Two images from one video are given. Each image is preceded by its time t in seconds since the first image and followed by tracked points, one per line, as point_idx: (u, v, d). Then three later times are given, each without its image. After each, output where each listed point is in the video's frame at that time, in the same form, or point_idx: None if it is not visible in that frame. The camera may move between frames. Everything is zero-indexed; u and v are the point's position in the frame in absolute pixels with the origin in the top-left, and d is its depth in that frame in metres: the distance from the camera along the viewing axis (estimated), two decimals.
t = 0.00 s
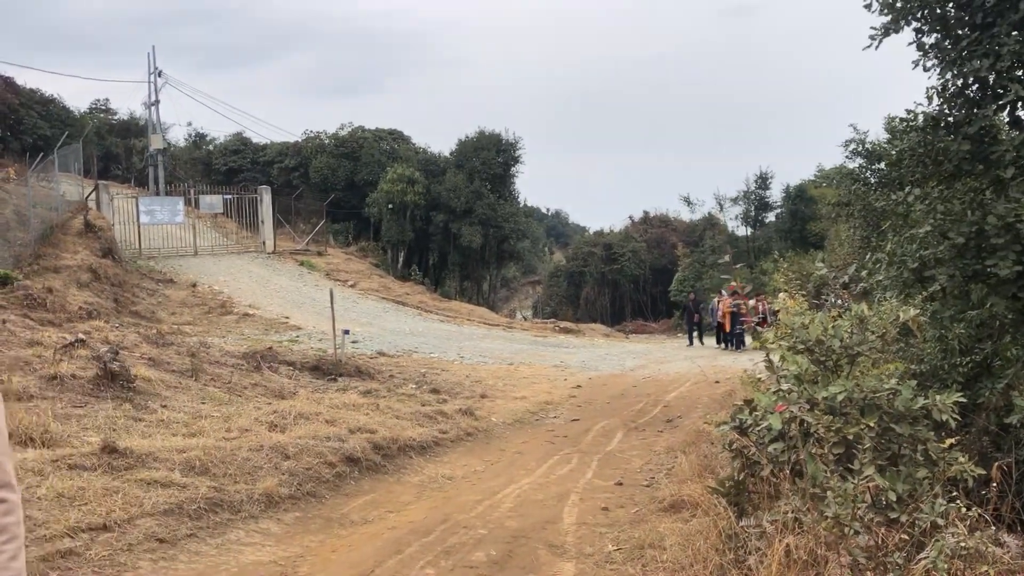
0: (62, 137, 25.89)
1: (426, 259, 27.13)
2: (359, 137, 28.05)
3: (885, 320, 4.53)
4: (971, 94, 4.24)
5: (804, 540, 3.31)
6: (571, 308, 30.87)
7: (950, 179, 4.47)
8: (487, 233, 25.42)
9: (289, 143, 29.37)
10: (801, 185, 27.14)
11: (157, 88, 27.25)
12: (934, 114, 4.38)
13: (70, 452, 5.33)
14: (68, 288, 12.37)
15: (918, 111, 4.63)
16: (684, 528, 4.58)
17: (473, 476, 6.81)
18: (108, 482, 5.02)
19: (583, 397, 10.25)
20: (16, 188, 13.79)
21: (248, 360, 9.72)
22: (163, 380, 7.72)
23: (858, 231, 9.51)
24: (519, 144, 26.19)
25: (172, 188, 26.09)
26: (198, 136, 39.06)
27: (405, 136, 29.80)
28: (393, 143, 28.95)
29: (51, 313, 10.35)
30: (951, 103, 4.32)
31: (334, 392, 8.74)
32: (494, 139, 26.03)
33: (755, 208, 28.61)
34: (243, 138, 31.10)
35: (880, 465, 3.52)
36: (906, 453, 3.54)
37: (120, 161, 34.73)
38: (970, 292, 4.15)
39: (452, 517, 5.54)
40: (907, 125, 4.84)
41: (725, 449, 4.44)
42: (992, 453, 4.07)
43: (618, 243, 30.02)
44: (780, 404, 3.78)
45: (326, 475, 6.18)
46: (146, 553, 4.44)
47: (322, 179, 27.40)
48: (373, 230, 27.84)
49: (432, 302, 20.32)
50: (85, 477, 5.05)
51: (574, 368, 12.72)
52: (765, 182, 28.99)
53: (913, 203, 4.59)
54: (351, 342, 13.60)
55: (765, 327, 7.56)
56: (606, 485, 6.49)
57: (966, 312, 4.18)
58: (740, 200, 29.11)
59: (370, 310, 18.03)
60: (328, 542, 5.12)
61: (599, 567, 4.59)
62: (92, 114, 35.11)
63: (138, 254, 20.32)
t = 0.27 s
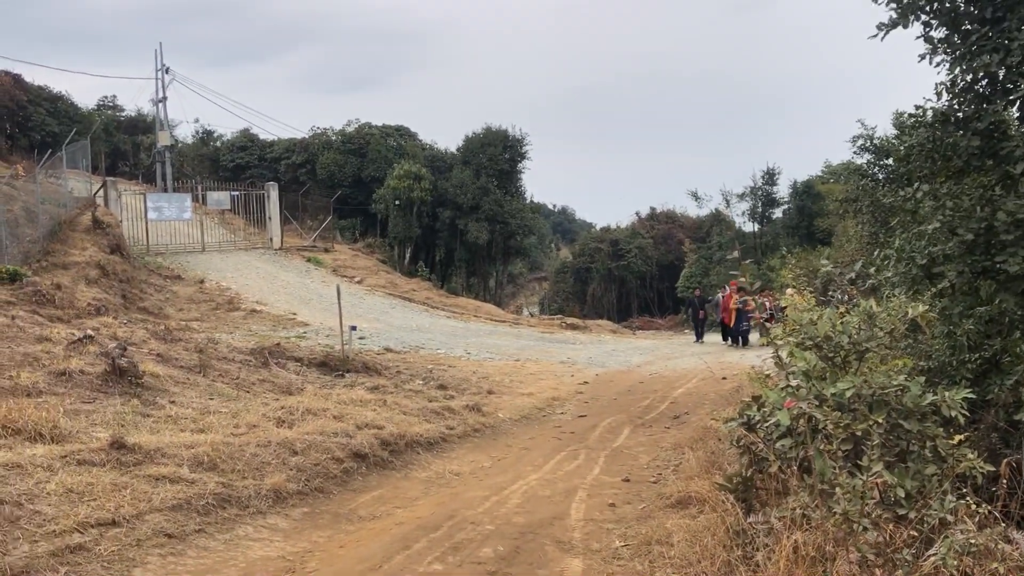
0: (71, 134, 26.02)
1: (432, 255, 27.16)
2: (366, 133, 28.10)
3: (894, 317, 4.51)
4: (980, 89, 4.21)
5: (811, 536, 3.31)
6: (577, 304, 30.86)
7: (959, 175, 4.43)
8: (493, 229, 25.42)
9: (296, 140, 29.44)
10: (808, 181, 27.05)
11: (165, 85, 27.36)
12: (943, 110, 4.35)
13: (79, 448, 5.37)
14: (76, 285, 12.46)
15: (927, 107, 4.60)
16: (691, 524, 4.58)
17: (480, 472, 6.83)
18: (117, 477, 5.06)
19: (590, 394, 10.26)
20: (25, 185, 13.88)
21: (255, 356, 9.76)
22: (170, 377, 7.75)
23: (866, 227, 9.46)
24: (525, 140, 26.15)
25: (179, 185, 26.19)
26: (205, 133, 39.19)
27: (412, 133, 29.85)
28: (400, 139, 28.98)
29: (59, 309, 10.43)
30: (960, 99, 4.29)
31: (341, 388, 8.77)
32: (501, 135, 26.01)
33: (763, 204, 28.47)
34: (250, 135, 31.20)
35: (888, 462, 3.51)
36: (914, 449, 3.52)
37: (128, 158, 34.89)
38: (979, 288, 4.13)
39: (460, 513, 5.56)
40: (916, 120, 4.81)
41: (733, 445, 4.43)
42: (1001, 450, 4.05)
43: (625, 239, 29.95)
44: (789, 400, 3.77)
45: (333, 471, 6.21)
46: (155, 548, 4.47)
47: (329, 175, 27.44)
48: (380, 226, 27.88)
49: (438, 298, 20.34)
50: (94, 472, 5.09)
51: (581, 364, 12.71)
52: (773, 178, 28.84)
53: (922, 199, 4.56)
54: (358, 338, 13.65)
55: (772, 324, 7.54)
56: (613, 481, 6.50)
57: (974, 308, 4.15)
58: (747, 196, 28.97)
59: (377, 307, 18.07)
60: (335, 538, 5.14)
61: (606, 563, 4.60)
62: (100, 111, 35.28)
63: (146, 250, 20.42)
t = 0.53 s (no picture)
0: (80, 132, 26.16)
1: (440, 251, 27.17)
2: (373, 130, 28.13)
3: (904, 312, 4.48)
4: (991, 83, 4.17)
5: (821, 533, 3.30)
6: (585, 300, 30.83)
7: (969, 169, 4.40)
8: (501, 225, 25.39)
9: (304, 136, 29.50)
10: (817, 176, 26.89)
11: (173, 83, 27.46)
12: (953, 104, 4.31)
13: (89, 444, 5.42)
14: (85, 281, 12.54)
15: (937, 101, 4.56)
16: (700, 520, 4.57)
17: (489, 468, 6.84)
18: (127, 473, 5.09)
19: (599, 390, 10.25)
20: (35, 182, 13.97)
21: (264, 352, 9.80)
22: (179, 373, 7.80)
23: (876, 223, 9.39)
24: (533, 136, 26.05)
25: (188, 182, 26.30)
26: (212, 130, 39.32)
27: (420, 129, 29.87)
28: (408, 136, 29.00)
29: (69, 306, 10.50)
30: (970, 93, 4.25)
31: (349, 384, 8.80)
32: (507, 131, 25.71)
33: (771, 199, 28.28)
34: (258, 131, 31.29)
35: (898, 458, 3.49)
36: (925, 445, 3.51)
37: (136, 155, 35.07)
38: (989, 283, 4.10)
39: (468, 509, 5.57)
40: (926, 114, 4.77)
41: (741, 441, 4.42)
42: (1012, 446, 4.02)
43: (633, 235, 29.87)
44: (798, 396, 3.75)
45: (343, 467, 6.23)
46: (165, 544, 4.51)
47: (337, 171, 27.47)
48: (388, 223, 27.93)
49: (446, 294, 20.35)
50: (104, 468, 5.12)
51: (589, 360, 12.70)
52: (782, 173, 28.65)
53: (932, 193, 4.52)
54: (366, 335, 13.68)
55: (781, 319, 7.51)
56: (622, 477, 6.49)
57: (985, 303, 4.12)
58: (756, 191, 28.80)
59: (385, 303, 18.10)
60: (344, 534, 5.16)
61: (615, 559, 4.60)
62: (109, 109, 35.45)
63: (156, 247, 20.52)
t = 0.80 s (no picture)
0: (87, 128, 26.27)
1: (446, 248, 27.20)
2: (379, 126, 28.16)
3: (911, 307, 4.46)
4: (999, 77, 4.14)
5: (828, 529, 3.30)
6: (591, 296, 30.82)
7: (977, 164, 4.37)
8: (506, 222, 25.38)
9: (309, 133, 29.55)
10: (824, 172, 26.79)
11: (179, 80, 27.53)
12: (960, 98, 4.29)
13: (98, 440, 5.45)
14: (93, 278, 12.61)
15: (944, 96, 4.53)
16: (706, 516, 4.57)
17: (495, 464, 6.86)
18: (135, 470, 5.12)
19: (605, 386, 10.25)
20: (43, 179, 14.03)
21: (271, 348, 9.84)
22: (187, 370, 7.82)
23: (883, 218, 9.35)
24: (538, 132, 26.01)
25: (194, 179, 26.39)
26: (218, 127, 39.43)
27: (425, 125, 29.89)
28: (413, 132, 29.02)
29: (77, 303, 10.56)
30: (977, 87, 4.22)
31: (355, 380, 8.82)
32: (514, 127, 25.65)
33: (778, 195, 28.16)
34: (264, 128, 31.36)
35: (905, 453, 3.48)
36: (932, 441, 3.50)
37: (143, 152, 35.20)
38: (997, 279, 4.08)
39: (475, 505, 5.59)
40: (933, 109, 4.74)
41: (747, 437, 4.40)
42: (1019, 441, 4.00)
43: (638, 231, 29.82)
44: (805, 391, 3.73)
45: (349, 463, 6.26)
46: (173, 539, 4.54)
47: (343, 168, 27.37)
48: (393, 219, 27.96)
49: (452, 291, 20.36)
50: (112, 464, 5.16)
51: (595, 356, 12.70)
52: (788, 169, 28.52)
53: (938, 188, 4.50)
54: (372, 331, 13.70)
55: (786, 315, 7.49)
56: (628, 473, 6.50)
57: (992, 298, 4.10)
58: (762, 186, 28.68)
59: (391, 299, 18.14)
60: (351, 530, 5.19)
61: (621, 554, 4.61)
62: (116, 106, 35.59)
63: (162, 244, 20.60)
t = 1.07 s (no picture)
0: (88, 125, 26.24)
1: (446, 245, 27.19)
2: (379, 123, 28.13)
3: (912, 303, 4.45)
4: (1000, 73, 4.12)
5: (828, 525, 3.29)
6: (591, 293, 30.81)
7: (978, 160, 4.35)
8: (507, 218, 25.36)
9: (310, 130, 29.52)
10: (825, 168, 26.77)
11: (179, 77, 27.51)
12: (962, 94, 4.27)
13: (98, 436, 5.46)
14: (93, 275, 12.61)
15: (946, 92, 4.51)
16: (707, 512, 4.57)
17: (496, 460, 6.86)
18: (136, 466, 5.13)
19: (605, 382, 10.25)
20: (44, 176, 14.03)
21: (271, 345, 9.84)
22: (187, 366, 7.82)
23: (885, 215, 9.33)
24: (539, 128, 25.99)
25: (195, 175, 26.38)
26: (219, 124, 39.41)
27: (426, 122, 29.86)
28: (414, 129, 29.00)
29: (77, 299, 10.57)
30: (979, 84, 4.20)
31: (356, 377, 8.82)
32: (514, 124, 25.72)
33: (779, 191, 28.12)
34: (264, 125, 31.35)
35: (905, 450, 3.48)
36: (932, 437, 3.49)
37: (143, 149, 35.19)
38: (998, 275, 4.07)
39: (475, 501, 5.59)
40: (934, 105, 4.72)
41: (748, 433, 4.40)
42: (1019, 437, 3.99)
43: (639, 228, 29.80)
44: (806, 388, 3.73)
45: (350, 459, 6.26)
46: (174, 535, 4.55)
47: (343, 165, 27.45)
48: (394, 216, 27.95)
49: (453, 287, 20.36)
50: (113, 461, 5.16)
51: (596, 353, 12.70)
52: (789, 165, 28.48)
53: (939, 184, 4.48)
54: (373, 328, 13.70)
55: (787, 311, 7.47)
56: (628, 469, 6.49)
57: (993, 295, 4.09)
58: (763, 183, 28.64)
59: (392, 296, 18.14)
60: (352, 526, 5.19)
61: (621, 551, 4.61)
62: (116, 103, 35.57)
63: (163, 241, 20.60)
